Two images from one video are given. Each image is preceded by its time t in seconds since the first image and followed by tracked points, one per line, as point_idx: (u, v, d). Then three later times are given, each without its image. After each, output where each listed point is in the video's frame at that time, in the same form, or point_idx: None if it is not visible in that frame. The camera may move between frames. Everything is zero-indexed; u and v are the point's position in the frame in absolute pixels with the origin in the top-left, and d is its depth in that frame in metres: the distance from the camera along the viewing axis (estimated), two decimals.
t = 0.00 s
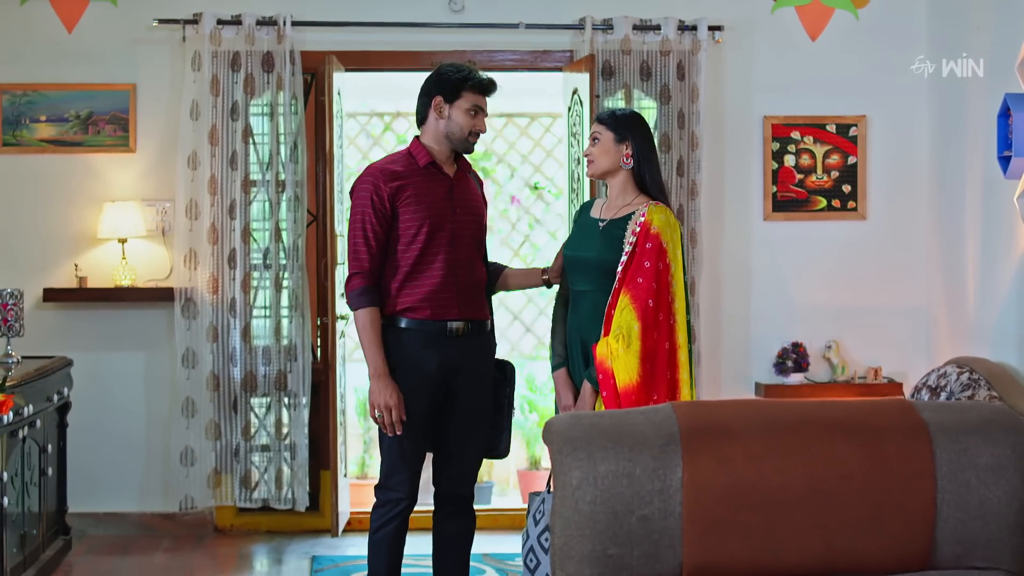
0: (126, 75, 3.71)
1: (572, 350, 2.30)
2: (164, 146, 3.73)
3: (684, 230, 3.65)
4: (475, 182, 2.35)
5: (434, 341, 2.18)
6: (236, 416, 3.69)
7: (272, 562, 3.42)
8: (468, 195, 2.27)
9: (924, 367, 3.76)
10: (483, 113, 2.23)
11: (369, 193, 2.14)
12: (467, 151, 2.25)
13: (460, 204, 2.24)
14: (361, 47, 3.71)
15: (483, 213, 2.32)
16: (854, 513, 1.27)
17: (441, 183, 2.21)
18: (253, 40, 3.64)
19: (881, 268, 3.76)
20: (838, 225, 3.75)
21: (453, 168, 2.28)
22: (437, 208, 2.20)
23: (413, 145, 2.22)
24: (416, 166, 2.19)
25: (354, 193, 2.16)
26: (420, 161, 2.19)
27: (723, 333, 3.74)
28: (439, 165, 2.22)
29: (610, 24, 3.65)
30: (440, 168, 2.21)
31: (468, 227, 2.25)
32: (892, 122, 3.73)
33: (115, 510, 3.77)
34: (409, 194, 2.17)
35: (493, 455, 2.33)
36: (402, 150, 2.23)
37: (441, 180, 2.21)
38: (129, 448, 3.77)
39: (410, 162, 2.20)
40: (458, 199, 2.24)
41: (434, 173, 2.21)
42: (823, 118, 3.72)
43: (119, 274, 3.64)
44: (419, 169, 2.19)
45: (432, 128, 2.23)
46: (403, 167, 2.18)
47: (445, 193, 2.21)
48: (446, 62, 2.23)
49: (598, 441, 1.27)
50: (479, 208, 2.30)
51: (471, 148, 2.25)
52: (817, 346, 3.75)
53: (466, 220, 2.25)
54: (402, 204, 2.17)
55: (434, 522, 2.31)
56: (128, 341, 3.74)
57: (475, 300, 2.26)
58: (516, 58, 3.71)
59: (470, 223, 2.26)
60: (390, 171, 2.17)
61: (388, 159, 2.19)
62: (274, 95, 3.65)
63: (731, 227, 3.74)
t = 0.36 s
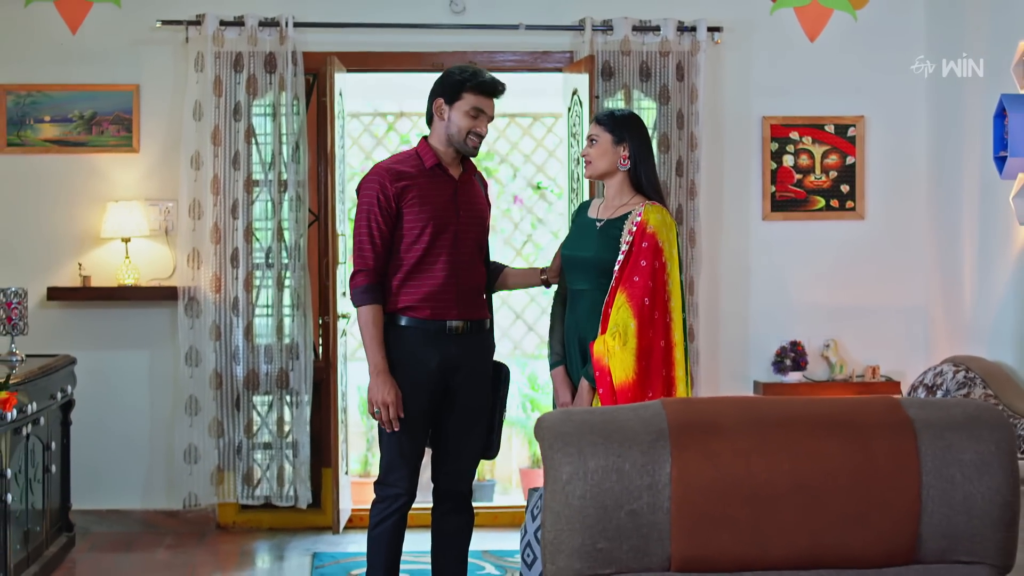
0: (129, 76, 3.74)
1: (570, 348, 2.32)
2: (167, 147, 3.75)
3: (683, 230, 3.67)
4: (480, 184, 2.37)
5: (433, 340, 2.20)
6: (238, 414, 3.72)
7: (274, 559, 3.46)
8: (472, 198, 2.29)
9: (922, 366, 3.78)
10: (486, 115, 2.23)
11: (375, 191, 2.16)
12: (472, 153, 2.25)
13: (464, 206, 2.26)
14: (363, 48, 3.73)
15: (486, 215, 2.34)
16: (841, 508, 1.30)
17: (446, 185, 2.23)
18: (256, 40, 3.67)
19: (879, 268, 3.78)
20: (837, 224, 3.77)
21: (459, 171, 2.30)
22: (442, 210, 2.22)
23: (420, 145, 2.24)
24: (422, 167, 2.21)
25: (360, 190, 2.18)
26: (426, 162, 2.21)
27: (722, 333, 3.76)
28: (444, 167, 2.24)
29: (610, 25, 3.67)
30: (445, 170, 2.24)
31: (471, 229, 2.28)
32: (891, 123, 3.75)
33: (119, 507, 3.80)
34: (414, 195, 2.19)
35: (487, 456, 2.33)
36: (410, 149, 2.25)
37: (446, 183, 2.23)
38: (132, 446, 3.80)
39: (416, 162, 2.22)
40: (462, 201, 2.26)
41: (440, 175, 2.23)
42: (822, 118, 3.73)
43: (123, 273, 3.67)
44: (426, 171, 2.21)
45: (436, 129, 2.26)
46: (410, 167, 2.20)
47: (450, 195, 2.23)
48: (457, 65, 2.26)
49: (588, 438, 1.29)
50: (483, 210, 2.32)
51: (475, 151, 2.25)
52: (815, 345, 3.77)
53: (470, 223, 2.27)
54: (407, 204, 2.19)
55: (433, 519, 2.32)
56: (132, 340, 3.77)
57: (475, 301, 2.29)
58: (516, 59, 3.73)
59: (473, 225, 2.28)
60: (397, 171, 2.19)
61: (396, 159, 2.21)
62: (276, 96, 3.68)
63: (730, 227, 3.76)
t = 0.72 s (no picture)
0: (128, 76, 3.76)
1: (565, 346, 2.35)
2: (165, 147, 3.78)
3: (678, 230, 3.70)
4: (481, 187, 2.39)
5: (430, 340, 2.23)
6: (236, 413, 3.74)
7: (271, 556, 3.48)
8: (474, 201, 2.31)
9: (915, 365, 3.80)
10: (498, 120, 2.26)
11: (379, 191, 2.18)
12: (482, 156, 2.29)
13: (465, 210, 2.29)
14: (360, 49, 3.75)
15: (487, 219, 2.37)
16: (824, 504, 1.32)
17: (448, 188, 2.25)
18: (253, 41, 3.69)
19: (872, 267, 3.80)
20: (831, 224, 3.79)
21: (461, 174, 2.31)
22: (443, 213, 2.24)
23: (425, 148, 2.25)
24: (426, 168, 2.23)
25: (364, 188, 2.20)
26: (430, 164, 2.23)
27: (717, 332, 3.79)
28: (449, 169, 2.26)
29: (605, 26, 3.69)
30: (448, 173, 2.26)
31: (470, 233, 2.30)
32: (884, 123, 3.78)
33: (117, 505, 3.82)
34: (417, 196, 2.21)
35: (480, 454, 2.37)
36: (414, 149, 2.27)
37: (449, 186, 2.25)
38: (131, 444, 3.82)
39: (420, 164, 2.23)
40: (464, 205, 2.28)
41: (443, 177, 2.25)
42: (816, 119, 3.76)
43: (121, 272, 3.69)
44: (429, 173, 2.23)
45: (446, 133, 2.27)
46: (415, 169, 2.22)
47: (452, 198, 2.25)
48: (462, 67, 2.27)
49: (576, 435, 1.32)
50: (483, 214, 2.34)
51: (485, 155, 2.28)
52: (809, 344, 3.79)
53: (470, 226, 2.30)
54: (409, 205, 2.21)
55: (428, 515, 2.36)
56: (130, 339, 3.79)
57: (471, 304, 2.31)
58: (512, 60, 3.76)
59: (473, 229, 2.31)
60: (401, 171, 2.21)
61: (401, 159, 2.23)
62: (274, 97, 3.71)
63: (725, 226, 3.78)
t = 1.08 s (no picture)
0: (126, 77, 3.78)
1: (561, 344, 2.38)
2: (163, 146, 3.80)
3: (673, 229, 3.72)
4: (480, 188, 2.41)
5: (428, 339, 2.25)
6: (234, 410, 3.77)
7: (268, 553, 3.51)
8: (472, 202, 2.34)
9: (908, 364, 3.83)
10: (495, 123, 2.29)
11: (379, 190, 2.20)
12: (480, 158, 2.31)
13: (463, 210, 2.31)
14: (357, 49, 3.77)
15: (485, 220, 2.39)
16: (809, 499, 1.34)
17: (446, 189, 2.27)
18: (250, 42, 3.71)
19: (865, 267, 3.83)
20: (825, 223, 3.82)
21: (459, 175, 2.34)
22: (441, 213, 2.26)
23: (424, 148, 2.27)
24: (425, 169, 2.25)
25: (364, 188, 2.22)
26: (430, 165, 2.25)
27: (711, 330, 3.81)
28: (446, 171, 2.28)
29: (601, 27, 3.71)
30: (446, 174, 2.28)
31: (468, 233, 2.32)
32: (878, 123, 3.80)
33: (115, 502, 3.85)
34: (416, 196, 2.24)
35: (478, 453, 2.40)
36: (414, 149, 2.29)
37: (447, 187, 2.28)
38: (129, 442, 3.84)
39: (420, 164, 2.25)
40: (461, 206, 2.30)
41: (441, 178, 2.27)
42: (811, 119, 3.78)
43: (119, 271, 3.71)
44: (428, 173, 2.25)
45: (444, 134, 2.29)
46: (414, 170, 2.24)
47: (450, 199, 2.28)
48: (461, 70, 2.30)
49: (563, 431, 1.34)
50: (481, 215, 2.36)
51: (482, 156, 2.31)
52: (803, 343, 3.81)
53: (468, 227, 2.32)
54: (408, 205, 2.23)
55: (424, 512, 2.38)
56: (128, 337, 3.82)
57: (467, 303, 2.33)
58: (508, 60, 3.78)
59: (470, 230, 2.33)
60: (400, 172, 2.23)
61: (401, 159, 2.25)
62: (271, 96, 3.73)
63: (720, 226, 3.80)
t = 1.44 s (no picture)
0: (124, 77, 3.80)
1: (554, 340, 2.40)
2: (161, 147, 3.82)
3: (668, 228, 3.75)
4: (471, 187, 2.42)
5: (406, 338, 2.28)
6: (231, 409, 3.79)
7: (265, 551, 3.53)
8: (459, 202, 2.34)
9: (901, 363, 3.85)
10: (482, 124, 2.29)
11: (363, 192, 2.23)
12: (467, 159, 2.31)
13: (449, 212, 2.32)
14: (353, 50, 3.79)
15: (474, 219, 2.39)
16: (794, 495, 1.36)
17: (431, 190, 2.29)
18: (248, 43, 3.73)
19: (859, 266, 3.85)
20: (819, 223, 3.84)
21: (447, 176, 2.34)
22: (425, 214, 2.28)
23: (410, 150, 2.29)
24: (410, 171, 2.27)
25: (349, 189, 2.25)
26: (414, 166, 2.27)
27: (706, 329, 3.83)
28: (432, 172, 2.29)
29: (596, 27, 3.73)
30: (431, 175, 2.29)
31: (453, 234, 2.33)
32: (871, 123, 3.82)
33: (113, 501, 3.87)
34: (400, 198, 2.26)
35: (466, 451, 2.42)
36: (401, 150, 2.31)
37: (432, 188, 2.29)
38: (127, 440, 3.86)
39: (405, 166, 2.27)
40: (446, 207, 2.31)
41: (426, 180, 2.28)
42: (805, 119, 3.80)
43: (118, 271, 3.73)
44: (412, 175, 2.27)
45: (430, 137, 2.30)
46: (399, 171, 2.26)
47: (434, 200, 2.29)
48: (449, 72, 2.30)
49: (552, 429, 1.37)
50: (468, 216, 2.37)
51: (469, 158, 2.31)
52: (798, 342, 3.83)
53: (453, 228, 2.33)
54: (392, 206, 2.26)
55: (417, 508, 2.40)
56: (126, 337, 3.84)
57: (452, 303, 2.34)
58: (504, 60, 3.80)
59: (456, 231, 2.34)
60: (384, 173, 2.25)
61: (387, 161, 2.27)
62: (268, 97, 3.75)
63: (715, 226, 3.83)
